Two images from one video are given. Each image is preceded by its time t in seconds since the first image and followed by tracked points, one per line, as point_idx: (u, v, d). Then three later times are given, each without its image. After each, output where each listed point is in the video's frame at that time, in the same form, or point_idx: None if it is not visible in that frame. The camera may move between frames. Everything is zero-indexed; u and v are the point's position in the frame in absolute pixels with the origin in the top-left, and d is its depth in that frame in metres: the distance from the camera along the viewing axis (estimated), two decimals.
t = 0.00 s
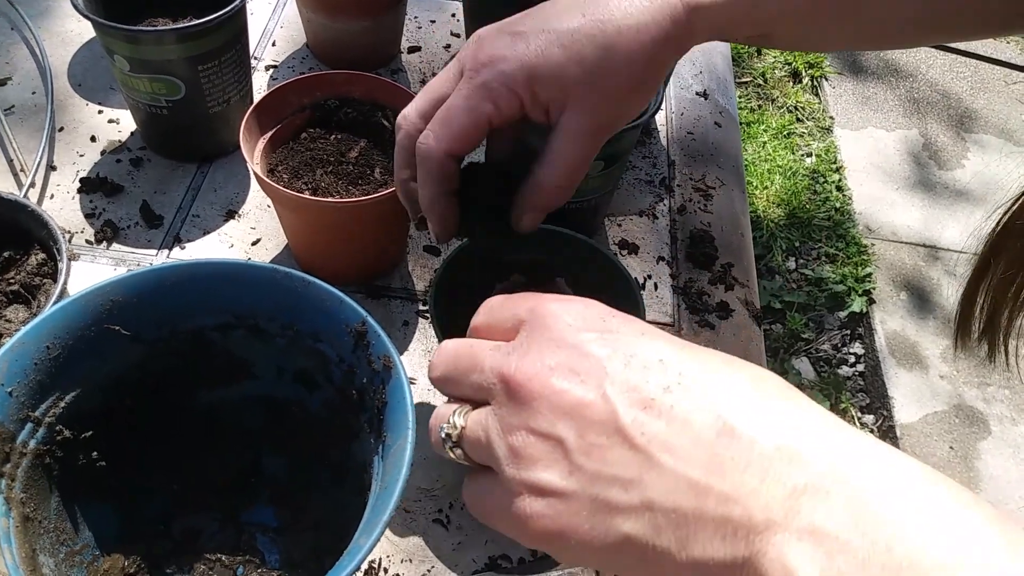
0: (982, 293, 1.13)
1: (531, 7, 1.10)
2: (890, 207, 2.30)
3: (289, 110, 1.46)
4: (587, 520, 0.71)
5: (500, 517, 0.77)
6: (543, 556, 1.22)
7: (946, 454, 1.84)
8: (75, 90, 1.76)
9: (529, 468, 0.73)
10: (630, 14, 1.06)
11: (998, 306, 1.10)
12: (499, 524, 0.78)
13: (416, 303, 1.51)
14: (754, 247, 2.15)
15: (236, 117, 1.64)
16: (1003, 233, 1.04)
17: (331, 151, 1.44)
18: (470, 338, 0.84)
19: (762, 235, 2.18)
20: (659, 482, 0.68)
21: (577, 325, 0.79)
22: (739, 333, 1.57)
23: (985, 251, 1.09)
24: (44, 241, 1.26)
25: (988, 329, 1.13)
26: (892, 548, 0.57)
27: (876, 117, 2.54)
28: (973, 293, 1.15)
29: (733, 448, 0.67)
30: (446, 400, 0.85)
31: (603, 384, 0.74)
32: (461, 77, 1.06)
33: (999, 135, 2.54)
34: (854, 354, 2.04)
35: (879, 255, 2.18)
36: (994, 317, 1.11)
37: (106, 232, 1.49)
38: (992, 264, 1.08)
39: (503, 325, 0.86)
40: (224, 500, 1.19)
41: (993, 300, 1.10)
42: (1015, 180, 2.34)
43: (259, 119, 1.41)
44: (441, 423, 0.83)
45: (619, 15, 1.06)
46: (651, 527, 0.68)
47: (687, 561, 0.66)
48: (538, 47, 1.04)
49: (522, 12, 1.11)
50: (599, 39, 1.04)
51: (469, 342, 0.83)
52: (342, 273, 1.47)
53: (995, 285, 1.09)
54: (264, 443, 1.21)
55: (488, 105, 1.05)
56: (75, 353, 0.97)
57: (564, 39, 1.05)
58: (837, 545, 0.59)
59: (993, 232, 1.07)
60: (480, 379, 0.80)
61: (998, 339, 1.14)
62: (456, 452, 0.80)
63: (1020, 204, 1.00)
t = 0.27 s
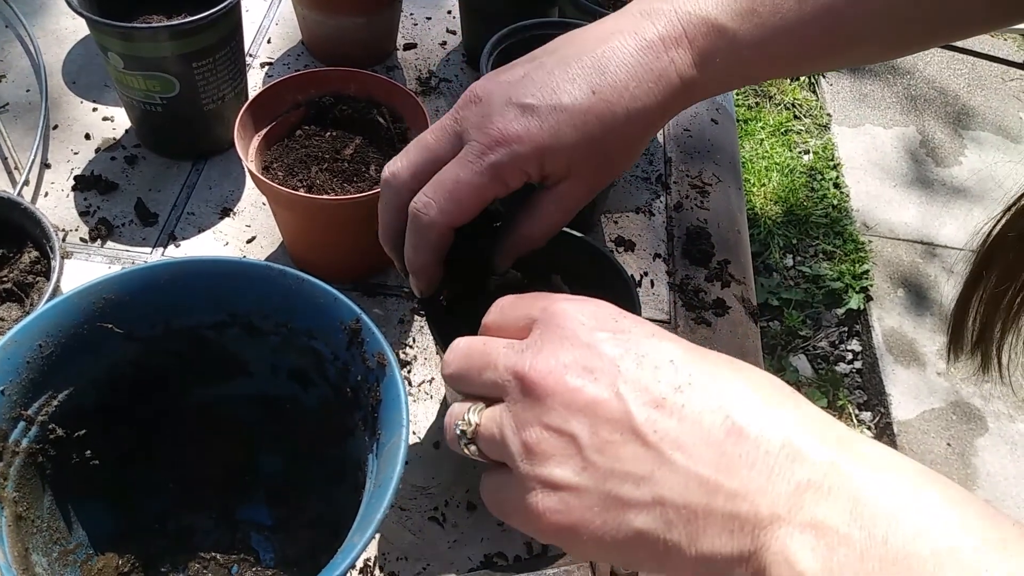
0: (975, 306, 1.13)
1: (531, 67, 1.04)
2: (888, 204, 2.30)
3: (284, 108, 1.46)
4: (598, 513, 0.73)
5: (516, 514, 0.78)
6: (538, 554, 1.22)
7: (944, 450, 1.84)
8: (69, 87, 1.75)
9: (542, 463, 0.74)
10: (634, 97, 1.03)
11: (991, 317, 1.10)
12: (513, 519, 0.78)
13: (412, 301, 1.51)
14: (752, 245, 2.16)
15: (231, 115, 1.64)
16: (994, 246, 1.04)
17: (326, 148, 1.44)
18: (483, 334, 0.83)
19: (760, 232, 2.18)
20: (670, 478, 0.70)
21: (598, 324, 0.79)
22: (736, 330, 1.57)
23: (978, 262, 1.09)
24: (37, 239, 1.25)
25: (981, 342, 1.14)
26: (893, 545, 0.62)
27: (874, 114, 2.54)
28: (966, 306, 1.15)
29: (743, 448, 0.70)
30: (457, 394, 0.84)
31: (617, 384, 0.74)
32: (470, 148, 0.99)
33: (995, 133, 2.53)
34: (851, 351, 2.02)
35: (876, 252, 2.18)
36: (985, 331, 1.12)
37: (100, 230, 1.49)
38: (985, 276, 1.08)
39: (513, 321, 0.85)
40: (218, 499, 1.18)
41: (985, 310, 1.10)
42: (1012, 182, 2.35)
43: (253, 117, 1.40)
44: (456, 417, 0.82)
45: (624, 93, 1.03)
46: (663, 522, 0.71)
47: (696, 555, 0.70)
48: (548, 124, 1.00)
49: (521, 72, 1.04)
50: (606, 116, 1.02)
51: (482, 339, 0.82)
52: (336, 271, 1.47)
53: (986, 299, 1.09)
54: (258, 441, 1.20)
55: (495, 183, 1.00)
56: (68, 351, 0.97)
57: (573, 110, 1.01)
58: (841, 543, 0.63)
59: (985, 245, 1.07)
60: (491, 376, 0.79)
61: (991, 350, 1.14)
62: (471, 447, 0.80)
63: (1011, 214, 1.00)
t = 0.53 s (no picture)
0: (981, 314, 1.13)
1: (545, 74, 1.03)
2: (889, 207, 2.30)
3: (285, 111, 1.46)
4: (573, 464, 0.76)
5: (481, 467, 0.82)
6: (538, 557, 1.21)
7: (944, 453, 1.84)
8: (70, 90, 1.75)
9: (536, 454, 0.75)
10: (646, 105, 1.04)
11: (997, 325, 1.10)
12: (478, 474, 0.81)
13: (412, 303, 1.51)
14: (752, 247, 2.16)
15: (232, 117, 1.64)
16: (1000, 254, 1.04)
17: (326, 151, 1.44)
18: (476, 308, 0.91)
19: (760, 234, 2.18)
20: (643, 429, 0.74)
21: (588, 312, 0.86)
22: (736, 333, 1.57)
23: (984, 269, 1.09)
24: (37, 241, 1.25)
25: (987, 350, 1.14)
26: (846, 489, 0.66)
27: (874, 117, 2.54)
28: (972, 314, 1.15)
29: (712, 408, 0.74)
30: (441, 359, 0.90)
31: (603, 353, 0.80)
32: (487, 158, 0.99)
33: (996, 136, 2.53)
34: (851, 354, 2.03)
35: (876, 254, 2.18)
36: (991, 340, 1.12)
37: (100, 232, 1.49)
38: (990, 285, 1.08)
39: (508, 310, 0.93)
40: (218, 501, 1.18)
41: (991, 319, 1.11)
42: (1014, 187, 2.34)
43: (254, 119, 1.40)
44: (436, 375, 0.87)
45: (634, 102, 1.03)
46: (633, 471, 0.73)
47: (659, 503, 0.72)
48: (563, 133, 1.00)
49: (535, 78, 1.03)
50: (618, 126, 1.02)
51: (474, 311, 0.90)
52: (336, 274, 1.47)
53: (992, 307, 1.09)
54: (258, 444, 1.21)
55: (511, 194, 1.00)
56: (68, 354, 0.97)
57: (587, 120, 1.01)
58: (798, 485, 0.67)
59: (991, 252, 1.07)
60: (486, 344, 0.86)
61: (997, 359, 1.15)
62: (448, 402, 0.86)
63: (1016, 222, 1.00)
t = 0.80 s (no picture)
0: (987, 319, 1.12)
1: (582, 64, 1.10)
2: (891, 210, 2.30)
3: (288, 112, 1.46)
4: (558, 391, 0.83)
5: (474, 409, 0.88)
6: (541, 560, 1.21)
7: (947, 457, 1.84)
8: (74, 90, 1.75)
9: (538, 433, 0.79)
10: (672, 100, 1.10)
11: (1004, 330, 1.09)
12: (471, 413, 0.88)
13: (414, 305, 1.51)
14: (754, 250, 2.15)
15: (235, 118, 1.64)
16: (1009, 258, 1.03)
17: (330, 153, 1.44)
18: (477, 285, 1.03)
19: (762, 236, 2.18)
20: (622, 355, 0.82)
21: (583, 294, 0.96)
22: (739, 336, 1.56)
23: (992, 274, 1.08)
24: (41, 242, 1.25)
25: (992, 356, 1.13)
26: (810, 411, 0.68)
27: (877, 119, 2.54)
28: (978, 319, 1.14)
29: (694, 344, 0.80)
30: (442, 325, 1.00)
31: (592, 316, 0.90)
32: (519, 138, 1.05)
33: (999, 139, 2.53)
34: (853, 356, 2.02)
35: (878, 257, 2.18)
36: (998, 345, 1.11)
37: (103, 233, 1.49)
38: (998, 291, 1.07)
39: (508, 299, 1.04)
40: (220, 503, 1.18)
41: (998, 324, 1.10)
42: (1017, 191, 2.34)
43: (258, 120, 1.40)
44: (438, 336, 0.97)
45: (662, 97, 1.09)
46: (611, 389, 0.80)
47: (629, 416, 0.77)
48: (593, 119, 1.05)
49: (572, 66, 1.09)
50: (645, 118, 1.08)
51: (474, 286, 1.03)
52: (339, 276, 1.47)
53: (999, 312, 1.09)
54: (261, 446, 1.21)
55: (540, 171, 1.06)
56: (72, 356, 0.97)
57: (617, 109, 1.06)
58: (756, 397, 0.71)
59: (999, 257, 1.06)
60: (486, 313, 0.96)
61: (1003, 365, 1.14)
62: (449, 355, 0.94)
63: None
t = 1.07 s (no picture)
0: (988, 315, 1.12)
1: (621, 73, 1.11)
2: (892, 212, 2.30)
3: (292, 116, 1.46)
4: (568, 387, 0.83)
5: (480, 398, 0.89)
6: (543, 564, 1.21)
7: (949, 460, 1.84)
8: (78, 93, 1.76)
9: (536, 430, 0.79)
10: (710, 110, 1.11)
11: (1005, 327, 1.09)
12: (474, 402, 0.89)
13: (417, 308, 1.51)
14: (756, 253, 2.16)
15: (239, 122, 1.64)
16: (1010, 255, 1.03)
17: (333, 157, 1.44)
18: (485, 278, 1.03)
19: (764, 240, 2.18)
20: (633, 353, 0.82)
21: (594, 288, 0.96)
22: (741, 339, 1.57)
23: (993, 271, 1.08)
24: (45, 246, 1.26)
25: (993, 351, 1.13)
26: (822, 415, 0.68)
27: (878, 122, 2.54)
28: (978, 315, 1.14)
29: (705, 343, 0.80)
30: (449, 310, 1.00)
31: (604, 310, 0.90)
32: (560, 148, 1.05)
33: (999, 142, 2.54)
34: (854, 359, 2.02)
35: (879, 260, 2.18)
36: (999, 340, 1.11)
37: (107, 236, 1.49)
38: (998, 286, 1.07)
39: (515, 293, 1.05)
40: (224, 506, 1.18)
41: (999, 320, 1.09)
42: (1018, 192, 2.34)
43: (261, 124, 1.40)
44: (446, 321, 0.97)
45: (701, 105, 1.10)
46: (621, 389, 0.80)
47: (639, 416, 0.78)
48: (634, 129, 1.07)
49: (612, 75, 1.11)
50: (686, 127, 1.09)
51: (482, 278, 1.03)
52: (342, 279, 1.47)
53: (1000, 308, 1.08)
54: (265, 449, 1.21)
55: (581, 182, 1.07)
56: (77, 360, 0.97)
57: (657, 119, 1.08)
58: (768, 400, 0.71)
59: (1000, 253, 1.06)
60: (495, 307, 0.97)
61: (1004, 359, 1.13)
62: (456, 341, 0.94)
63: None
